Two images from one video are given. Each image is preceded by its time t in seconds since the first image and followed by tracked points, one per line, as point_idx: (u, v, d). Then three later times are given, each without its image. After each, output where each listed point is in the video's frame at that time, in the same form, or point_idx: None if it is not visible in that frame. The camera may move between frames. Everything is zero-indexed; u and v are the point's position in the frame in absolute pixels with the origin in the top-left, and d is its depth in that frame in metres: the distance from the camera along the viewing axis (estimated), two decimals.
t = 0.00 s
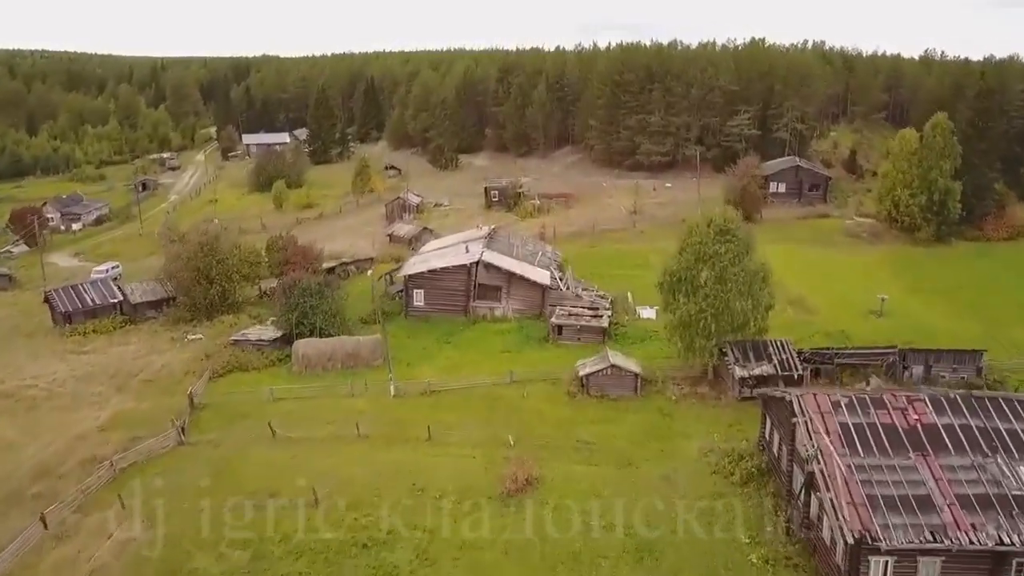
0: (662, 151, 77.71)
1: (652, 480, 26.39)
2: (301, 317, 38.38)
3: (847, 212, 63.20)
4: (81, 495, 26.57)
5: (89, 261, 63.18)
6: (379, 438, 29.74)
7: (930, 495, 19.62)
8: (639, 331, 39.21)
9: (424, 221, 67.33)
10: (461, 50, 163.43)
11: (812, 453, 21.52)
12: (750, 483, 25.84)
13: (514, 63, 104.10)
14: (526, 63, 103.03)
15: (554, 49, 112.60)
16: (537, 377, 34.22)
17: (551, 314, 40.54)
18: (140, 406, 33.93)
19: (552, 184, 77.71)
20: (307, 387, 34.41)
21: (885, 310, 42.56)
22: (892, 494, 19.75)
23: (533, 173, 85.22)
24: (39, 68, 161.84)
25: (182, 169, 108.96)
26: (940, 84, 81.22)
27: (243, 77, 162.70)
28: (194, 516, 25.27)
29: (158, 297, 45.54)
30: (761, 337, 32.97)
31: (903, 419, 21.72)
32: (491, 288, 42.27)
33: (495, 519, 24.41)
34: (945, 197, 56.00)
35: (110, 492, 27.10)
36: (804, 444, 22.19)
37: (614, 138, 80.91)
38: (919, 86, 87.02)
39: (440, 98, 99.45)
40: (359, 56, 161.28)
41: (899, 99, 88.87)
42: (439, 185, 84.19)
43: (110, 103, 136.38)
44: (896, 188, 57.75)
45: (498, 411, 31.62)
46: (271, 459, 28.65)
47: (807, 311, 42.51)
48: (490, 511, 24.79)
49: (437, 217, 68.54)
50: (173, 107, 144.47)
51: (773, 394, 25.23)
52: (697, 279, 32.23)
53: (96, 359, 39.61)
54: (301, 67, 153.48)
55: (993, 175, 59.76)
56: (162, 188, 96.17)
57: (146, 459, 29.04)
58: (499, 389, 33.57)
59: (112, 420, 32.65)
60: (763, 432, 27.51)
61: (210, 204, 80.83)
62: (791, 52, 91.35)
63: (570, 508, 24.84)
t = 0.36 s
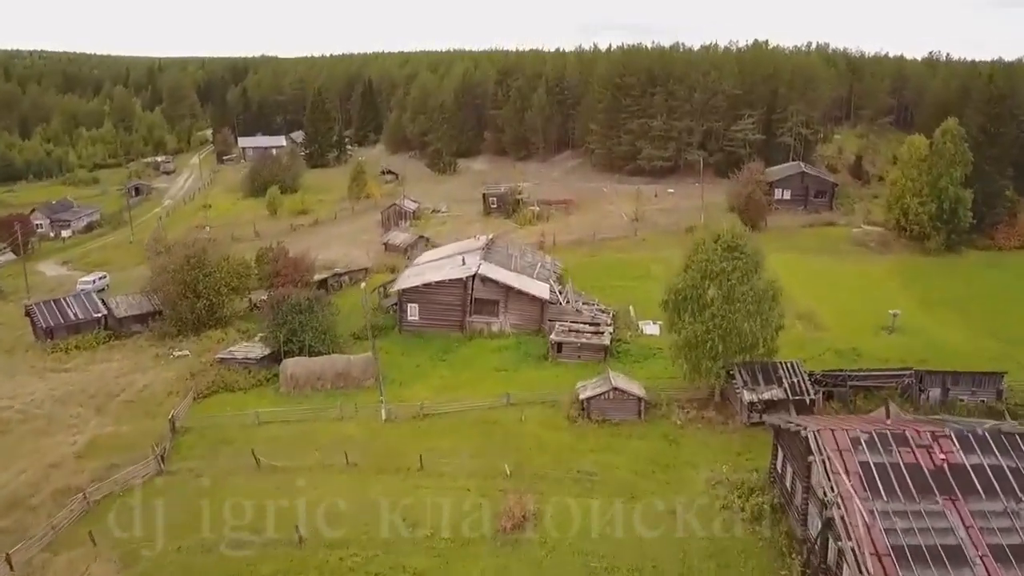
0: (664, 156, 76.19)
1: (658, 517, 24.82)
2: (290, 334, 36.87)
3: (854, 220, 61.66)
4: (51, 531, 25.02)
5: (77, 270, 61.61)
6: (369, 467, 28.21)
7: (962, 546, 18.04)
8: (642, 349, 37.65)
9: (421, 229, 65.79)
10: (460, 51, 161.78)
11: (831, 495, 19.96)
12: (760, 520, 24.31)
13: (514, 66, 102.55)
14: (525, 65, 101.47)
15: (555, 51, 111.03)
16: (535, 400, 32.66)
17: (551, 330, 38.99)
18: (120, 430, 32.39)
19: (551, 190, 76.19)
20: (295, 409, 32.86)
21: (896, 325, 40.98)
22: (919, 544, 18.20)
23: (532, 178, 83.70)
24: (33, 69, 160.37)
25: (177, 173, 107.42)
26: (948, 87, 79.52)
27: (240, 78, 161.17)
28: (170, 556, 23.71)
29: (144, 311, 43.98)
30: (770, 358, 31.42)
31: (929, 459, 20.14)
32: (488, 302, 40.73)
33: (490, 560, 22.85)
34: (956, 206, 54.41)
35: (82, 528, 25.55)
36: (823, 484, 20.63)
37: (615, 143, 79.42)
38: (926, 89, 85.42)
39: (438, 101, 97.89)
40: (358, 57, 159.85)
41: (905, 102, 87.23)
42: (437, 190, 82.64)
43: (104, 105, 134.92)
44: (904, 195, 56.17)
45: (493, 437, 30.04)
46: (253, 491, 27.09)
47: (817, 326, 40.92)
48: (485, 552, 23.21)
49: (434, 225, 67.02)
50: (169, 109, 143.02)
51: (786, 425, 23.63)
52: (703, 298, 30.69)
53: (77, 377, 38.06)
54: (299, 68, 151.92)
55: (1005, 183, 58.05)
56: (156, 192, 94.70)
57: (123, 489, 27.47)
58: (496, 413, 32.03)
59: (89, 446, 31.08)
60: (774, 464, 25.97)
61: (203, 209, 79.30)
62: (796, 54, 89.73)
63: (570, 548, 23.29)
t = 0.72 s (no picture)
0: (665, 161, 74.67)
1: (662, 557, 23.29)
2: (277, 353, 35.39)
3: (861, 229, 60.12)
4: (17, 570, 23.49)
5: (64, 279, 60.12)
6: (357, 499, 26.69)
7: None
8: (645, 368, 36.13)
9: (417, 236, 64.28)
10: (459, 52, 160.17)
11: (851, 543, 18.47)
12: (773, 561, 22.78)
13: (513, 69, 101.02)
14: (525, 68, 99.94)
15: (555, 53, 109.45)
16: (533, 425, 31.13)
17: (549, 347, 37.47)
18: (98, 456, 30.88)
19: (551, 195, 74.68)
20: (282, 434, 31.37)
21: (908, 342, 39.44)
22: None
23: (532, 182, 82.18)
24: (28, 70, 158.84)
25: (171, 177, 105.93)
26: (956, 90, 77.93)
27: (237, 80, 159.61)
28: None
29: (128, 326, 42.46)
30: (779, 381, 29.89)
31: (958, 503, 18.62)
32: (484, 318, 39.19)
33: None
34: (967, 215, 52.85)
35: (51, 567, 24.04)
36: (842, 530, 19.10)
37: (616, 148, 77.94)
38: (932, 93, 83.87)
39: (437, 104, 96.34)
40: (356, 59, 158.29)
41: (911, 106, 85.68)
42: (434, 195, 81.10)
43: (99, 107, 133.41)
44: (914, 203, 54.61)
45: (489, 466, 28.52)
46: (233, 526, 25.56)
47: (825, 342, 39.39)
48: None
49: (430, 232, 65.50)
50: (165, 111, 141.49)
51: (800, 460, 22.15)
52: (709, 318, 29.17)
53: (56, 396, 36.52)
54: (297, 70, 150.43)
55: (1018, 192, 56.29)
56: (149, 197, 93.17)
57: (97, 522, 25.95)
58: (492, 439, 30.52)
59: (64, 474, 29.54)
60: (786, 498, 24.44)
61: (195, 215, 77.78)
62: (800, 57, 88.20)
63: None
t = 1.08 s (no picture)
0: (667, 166, 73.18)
1: None
2: (264, 373, 33.92)
3: (868, 237, 58.60)
4: None
5: (51, 288, 58.57)
6: (343, 535, 25.16)
7: None
8: (647, 389, 34.60)
9: (413, 244, 62.77)
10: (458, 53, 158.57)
11: None
12: None
13: (512, 72, 99.52)
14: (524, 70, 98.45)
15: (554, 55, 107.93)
16: (531, 451, 29.62)
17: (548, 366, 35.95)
18: (73, 484, 29.36)
19: (551, 201, 73.18)
20: (267, 461, 29.88)
21: (922, 359, 37.90)
22: None
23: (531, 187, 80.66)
24: (23, 72, 157.34)
25: (165, 181, 104.42)
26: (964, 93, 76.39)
27: (234, 81, 158.03)
28: None
29: (111, 342, 40.95)
30: (790, 407, 28.39)
31: (992, 557, 17.10)
32: (481, 335, 37.68)
33: None
34: (978, 224, 51.34)
35: None
36: None
37: (617, 153, 76.46)
38: (939, 96, 82.36)
39: (435, 108, 94.85)
40: (354, 60, 156.72)
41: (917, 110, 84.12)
42: (432, 200, 79.58)
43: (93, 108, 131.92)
44: (924, 212, 53.08)
45: (484, 497, 27.01)
46: (211, 564, 24.04)
47: (836, 360, 37.91)
48: None
49: (427, 239, 63.98)
50: (161, 113, 139.96)
51: (817, 502, 20.62)
52: (716, 341, 27.69)
53: (33, 417, 35.02)
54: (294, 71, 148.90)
55: None
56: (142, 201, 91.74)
57: (67, 559, 24.41)
58: (488, 467, 29.01)
59: (35, 505, 28.03)
60: (800, 538, 22.91)
61: (188, 221, 76.27)
62: (804, 60, 86.69)
63: None
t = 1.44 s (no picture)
0: (669, 171, 71.81)
1: None
2: (252, 393, 32.60)
3: (875, 245, 57.29)
4: None
5: (38, 297, 57.18)
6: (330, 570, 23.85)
7: None
8: (651, 409, 33.22)
9: (409, 251, 61.42)
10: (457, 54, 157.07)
11: None
12: None
13: (511, 74, 98.07)
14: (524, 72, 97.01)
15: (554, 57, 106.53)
16: (529, 478, 28.27)
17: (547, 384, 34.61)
18: (50, 513, 28.04)
19: (551, 207, 71.83)
20: (253, 487, 28.56)
21: (935, 376, 36.54)
22: None
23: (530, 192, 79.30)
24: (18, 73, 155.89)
25: (160, 184, 103.06)
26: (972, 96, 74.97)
27: (231, 82, 156.50)
28: None
29: (95, 357, 39.60)
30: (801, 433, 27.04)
31: None
32: (477, 352, 36.31)
33: None
34: (989, 232, 50.04)
35: None
36: None
37: (618, 157, 75.12)
38: (945, 99, 80.95)
39: (433, 111, 93.49)
40: (353, 61, 155.25)
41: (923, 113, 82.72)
42: (430, 205, 78.21)
43: (88, 110, 130.53)
44: (933, 220, 51.75)
45: (480, 528, 25.67)
46: None
47: (846, 377, 36.58)
48: None
49: (424, 246, 62.60)
50: (157, 114, 138.53)
51: (834, 544, 19.27)
52: (724, 363, 26.33)
53: (12, 438, 33.69)
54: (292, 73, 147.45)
55: None
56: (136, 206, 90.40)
57: None
58: (484, 495, 27.67)
59: (7, 537, 26.65)
60: None
61: (181, 227, 74.89)
62: (808, 62, 85.33)
63: None
